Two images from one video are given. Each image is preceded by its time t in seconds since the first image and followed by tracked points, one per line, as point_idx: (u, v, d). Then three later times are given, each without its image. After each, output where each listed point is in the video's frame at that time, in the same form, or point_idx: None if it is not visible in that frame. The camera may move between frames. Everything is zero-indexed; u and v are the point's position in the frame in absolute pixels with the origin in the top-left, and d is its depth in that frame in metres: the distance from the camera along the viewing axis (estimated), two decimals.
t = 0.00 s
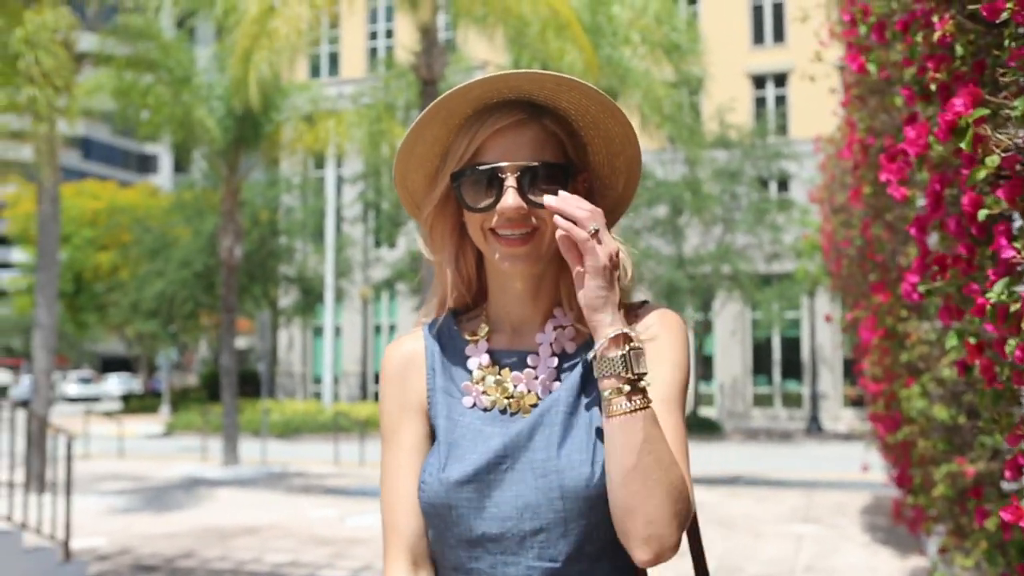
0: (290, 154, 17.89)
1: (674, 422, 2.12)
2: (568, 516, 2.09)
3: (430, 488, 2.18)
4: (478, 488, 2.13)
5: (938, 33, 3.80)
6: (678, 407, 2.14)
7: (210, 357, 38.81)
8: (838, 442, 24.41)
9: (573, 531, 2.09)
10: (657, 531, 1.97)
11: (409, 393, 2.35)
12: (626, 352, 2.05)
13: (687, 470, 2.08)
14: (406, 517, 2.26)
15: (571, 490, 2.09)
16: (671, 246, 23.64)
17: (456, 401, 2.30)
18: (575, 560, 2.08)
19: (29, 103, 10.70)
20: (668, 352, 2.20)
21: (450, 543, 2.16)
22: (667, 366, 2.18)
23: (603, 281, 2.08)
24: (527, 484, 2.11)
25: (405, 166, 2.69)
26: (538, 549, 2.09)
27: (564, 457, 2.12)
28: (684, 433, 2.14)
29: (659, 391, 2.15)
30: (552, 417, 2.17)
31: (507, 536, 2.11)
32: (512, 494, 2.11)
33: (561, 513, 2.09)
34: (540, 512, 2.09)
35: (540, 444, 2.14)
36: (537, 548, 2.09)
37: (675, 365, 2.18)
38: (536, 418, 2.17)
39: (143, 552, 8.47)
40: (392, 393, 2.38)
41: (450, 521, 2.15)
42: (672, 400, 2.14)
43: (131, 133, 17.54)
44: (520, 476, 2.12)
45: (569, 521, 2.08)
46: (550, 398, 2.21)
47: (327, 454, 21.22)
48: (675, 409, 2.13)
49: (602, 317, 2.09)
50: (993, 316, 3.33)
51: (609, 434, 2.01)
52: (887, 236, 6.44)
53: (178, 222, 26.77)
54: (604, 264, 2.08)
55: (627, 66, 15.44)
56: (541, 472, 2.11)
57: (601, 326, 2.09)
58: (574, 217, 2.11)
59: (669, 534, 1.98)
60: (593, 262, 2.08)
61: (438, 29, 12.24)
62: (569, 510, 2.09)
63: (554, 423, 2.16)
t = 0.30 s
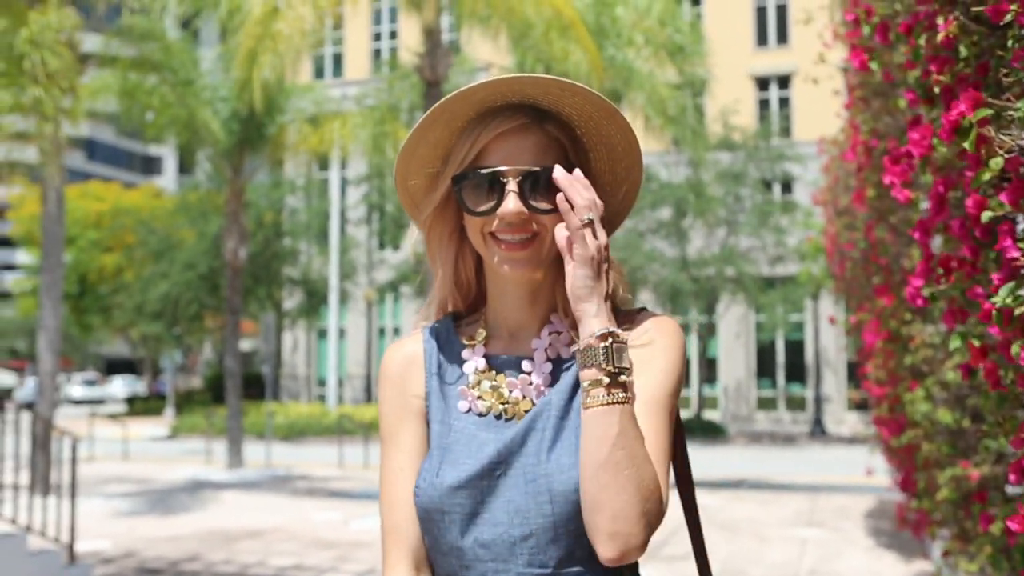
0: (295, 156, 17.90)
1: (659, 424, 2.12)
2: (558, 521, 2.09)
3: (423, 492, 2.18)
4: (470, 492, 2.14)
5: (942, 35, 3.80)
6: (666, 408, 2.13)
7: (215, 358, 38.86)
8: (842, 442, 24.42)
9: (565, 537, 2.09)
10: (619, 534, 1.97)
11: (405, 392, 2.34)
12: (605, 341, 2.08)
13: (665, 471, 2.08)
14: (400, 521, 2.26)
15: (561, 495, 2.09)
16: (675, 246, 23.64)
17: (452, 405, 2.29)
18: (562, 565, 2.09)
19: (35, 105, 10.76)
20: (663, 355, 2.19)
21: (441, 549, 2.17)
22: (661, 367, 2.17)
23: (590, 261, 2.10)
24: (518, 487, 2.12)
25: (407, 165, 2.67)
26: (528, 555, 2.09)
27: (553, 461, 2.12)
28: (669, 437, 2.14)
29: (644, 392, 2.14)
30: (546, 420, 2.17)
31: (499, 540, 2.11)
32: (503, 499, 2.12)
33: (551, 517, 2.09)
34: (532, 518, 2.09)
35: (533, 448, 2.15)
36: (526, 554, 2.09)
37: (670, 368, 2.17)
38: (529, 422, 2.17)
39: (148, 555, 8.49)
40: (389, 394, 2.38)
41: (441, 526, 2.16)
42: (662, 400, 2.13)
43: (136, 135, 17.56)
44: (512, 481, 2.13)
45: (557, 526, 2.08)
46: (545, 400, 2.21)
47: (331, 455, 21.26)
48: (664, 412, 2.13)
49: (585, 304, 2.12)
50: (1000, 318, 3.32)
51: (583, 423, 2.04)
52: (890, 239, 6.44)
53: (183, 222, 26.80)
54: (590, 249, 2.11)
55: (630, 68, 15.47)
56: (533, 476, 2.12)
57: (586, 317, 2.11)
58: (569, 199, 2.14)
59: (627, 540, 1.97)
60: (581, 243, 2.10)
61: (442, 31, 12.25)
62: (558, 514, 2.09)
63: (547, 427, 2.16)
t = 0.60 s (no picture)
0: (297, 158, 17.88)
1: (648, 424, 2.11)
2: (545, 522, 2.08)
3: (413, 493, 2.18)
4: (459, 491, 2.14)
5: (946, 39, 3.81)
6: (656, 408, 2.12)
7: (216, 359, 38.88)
8: (841, 445, 24.43)
9: (553, 540, 2.08)
10: (597, 531, 1.97)
11: (400, 394, 2.35)
12: (594, 338, 2.09)
13: (646, 468, 2.07)
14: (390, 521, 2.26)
15: (549, 496, 2.08)
16: (676, 249, 23.64)
17: (445, 405, 2.29)
18: (549, 565, 2.08)
19: (38, 105, 10.69)
20: (656, 358, 2.18)
21: (430, 550, 2.16)
22: (653, 368, 2.16)
23: (579, 257, 2.12)
24: (508, 487, 2.12)
25: (406, 163, 2.66)
26: (515, 556, 2.09)
27: (541, 461, 2.12)
28: (658, 438, 2.14)
29: (634, 395, 2.13)
30: (537, 420, 2.17)
31: (489, 540, 2.11)
32: (493, 500, 2.12)
33: (539, 517, 2.09)
34: (521, 519, 2.09)
35: (523, 449, 2.15)
36: (514, 555, 2.09)
37: (664, 369, 2.17)
38: (520, 422, 2.17)
39: (148, 557, 8.47)
40: (384, 394, 2.38)
41: (429, 528, 2.16)
42: (652, 402, 2.13)
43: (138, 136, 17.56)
44: (502, 481, 2.13)
45: (545, 526, 2.08)
46: (537, 401, 2.21)
47: (331, 457, 21.25)
48: (652, 411, 2.12)
49: (575, 301, 2.13)
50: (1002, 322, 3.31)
51: (567, 420, 2.04)
52: (891, 243, 6.45)
53: (184, 224, 26.79)
54: (582, 246, 2.13)
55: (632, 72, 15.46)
56: (521, 476, 2.12)
57: (575, 313, 2.12)
58: (568, 196, 2.15)
59: (606, 537, 1.97)
60: (574, 238, 2.13)
61: (445, 33, 12.23)
62: (546, 514, 2.08)
63: (538, 427, 2.16)
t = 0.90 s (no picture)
0: (298, 159, 17.88)
1: (642, 423, 2.11)
2: (535, 522, 2.09)
3: (406, 496, 2.20)
4: (449, 494, 2.15)
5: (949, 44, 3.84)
6: (650, 408, 2.13)
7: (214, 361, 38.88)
8: (840, 447, 24.49)
9: (543, 541, 2.08)
10: (583, 533, 1.96)
11: (393, 398, 2.39)
12: (584, 337, 2.12)
13: (637, 468, 2.07)
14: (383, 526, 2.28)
15: (539, 497, 2.09)
16: (675, 252, 23.71)
17: (439, 408, 2.32)
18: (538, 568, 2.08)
19: (36, 105, 10.69)
20: (652, 359, 2.19)
21: (421, 553, 2.18)
22: (648, 369, 2.17)
23: (571, 255, 2.16)
24: (498, 489, 2.13)
25: (402, 167, 2.69)
26: (506, 559, 2.09)
27: (531, 463, 2.13)
28: (652, 440, 2.14)
29: (626, 394, 2.14)
30: (528, 423, 2.18)
31: (478, 544, 2.12)
32: (483, 501, 2.14)
33: (526, 520, 2.09)
34: (510, 521, 2.10)
35: (514, 451, 2.16)
36: (505, 558, 2.09)
37: (661, 370, 2.18)
38: (512, 425, 2.19)
39: (146, 558, 8.47)
40: (381, 396, 2.42)
41: (419, 530, 2.17)
42: (647, 403, 2.13)
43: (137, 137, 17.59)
44: (492, 484, 2.14)
45: (534, 528, 2.09)
46: (530, 402, 2.23)
47: (329, 458, 21.26)
48: (646, 411, 2.12)
49: (564, 297, 2.16)
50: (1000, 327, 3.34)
51: (556, 416, 2.05)
52: (890, 246, 6.47)
53: (182, 225, 26.79)
54: (575, 242, 2.18)
55: (632, 74, 15.48)
56: (510, 478, 2.13)
57: (564, 309, 2.15)
58: (563, 196, 2.20)
59: (592, 539, 1.96)
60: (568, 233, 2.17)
61: (446, 37, 12.27)
62: (534, 516, 2.09)
63: (530, 429, 2.17)
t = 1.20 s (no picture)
0: (290, 170, 18.24)
1: (614, 431, 2.36)
2: (505, 525, 2.35)
3: (388, 498, 2.49)
4: (426, 496, 2.44)
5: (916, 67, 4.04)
6: (621, 417, 2.38)
7: (208, 365, 39.21)
8: (806, 448, 24.97)
9: (509, 543, 2.34)
10: (548, 539, 2.19)
11: (378, 405, 2.76)
12: (552, 343, 2.40)
13: (605, 472, 2.31)
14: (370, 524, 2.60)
15: (507, 500, 2.35)
16: (652, 261, 24.08)
17: (423, 417, 2.62)
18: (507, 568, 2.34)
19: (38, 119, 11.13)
20: (625, 370, 2.46)
21: (402, 553, 2.45)
22: (623, 381, 2.43)
23: (545, 266, 2.47)
24: (472, 494, 2.41)
25: (387, 188, 3.08)
26: (478, 561, 2.36)
27: (500, 470, 2.40)
28: (628, 446, 2.37)
29: (598, 405, 2.40)
30: (502, 429, 2.47)
31: (453, 547, 2.39)
32: (458, 505, 2.41)
33: (496, 521, 2.36)
34: (480, 524, 2.37)
35: (488, 458, 2.44)
36: (477, 559, 2.36)
37: (634, 383, 2.43)
38: (486, 434, 2.47)
39: (144, 553, 8.78)
40: (367, 402, 2.79)
41: (400, 533, 2.46)
42: (618, 411, 2.39)
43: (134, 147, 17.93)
44: (466, 488, 2.42)
45: (505, 531, 2.35)
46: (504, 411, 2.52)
47: (320, 458, 21.56)
48: (618, 419, 2.38)
49: (535, 306, 2.46)
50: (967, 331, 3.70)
51: (525, 418, 2.32)
52: (857, 257, 6.79)
53: (178, 234, 27.11)
54: (549, 251, 2.49)
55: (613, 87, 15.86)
56: (482, 483, 2.40)
57: (534, 318, 2.45)
58: (541, 208, 2.52)
59: (556, 541, 2.19)
60: (542, 243, 2.49)
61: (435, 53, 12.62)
62: (505, 519, 2.35)
63: (502, 437, 2.46)
